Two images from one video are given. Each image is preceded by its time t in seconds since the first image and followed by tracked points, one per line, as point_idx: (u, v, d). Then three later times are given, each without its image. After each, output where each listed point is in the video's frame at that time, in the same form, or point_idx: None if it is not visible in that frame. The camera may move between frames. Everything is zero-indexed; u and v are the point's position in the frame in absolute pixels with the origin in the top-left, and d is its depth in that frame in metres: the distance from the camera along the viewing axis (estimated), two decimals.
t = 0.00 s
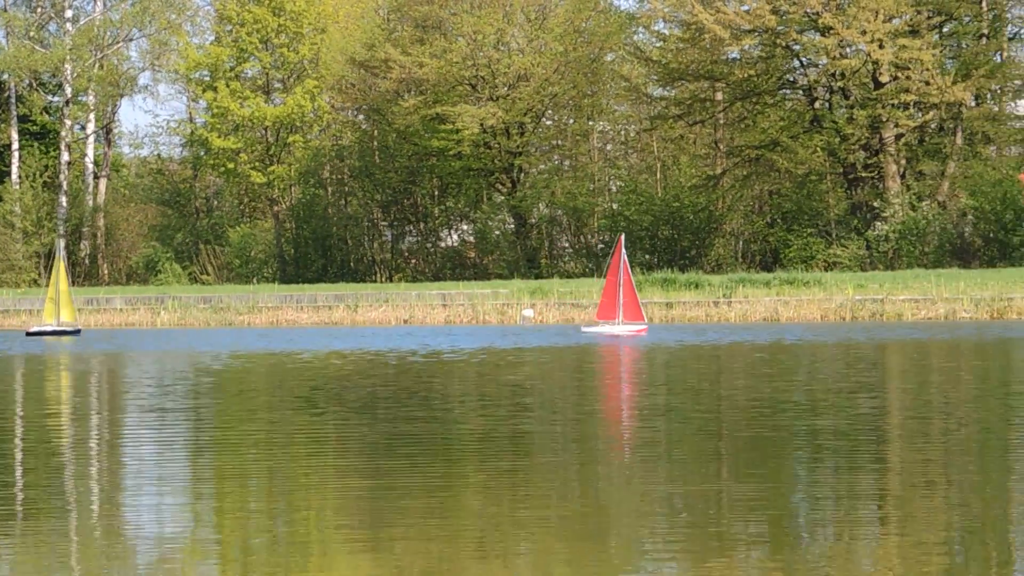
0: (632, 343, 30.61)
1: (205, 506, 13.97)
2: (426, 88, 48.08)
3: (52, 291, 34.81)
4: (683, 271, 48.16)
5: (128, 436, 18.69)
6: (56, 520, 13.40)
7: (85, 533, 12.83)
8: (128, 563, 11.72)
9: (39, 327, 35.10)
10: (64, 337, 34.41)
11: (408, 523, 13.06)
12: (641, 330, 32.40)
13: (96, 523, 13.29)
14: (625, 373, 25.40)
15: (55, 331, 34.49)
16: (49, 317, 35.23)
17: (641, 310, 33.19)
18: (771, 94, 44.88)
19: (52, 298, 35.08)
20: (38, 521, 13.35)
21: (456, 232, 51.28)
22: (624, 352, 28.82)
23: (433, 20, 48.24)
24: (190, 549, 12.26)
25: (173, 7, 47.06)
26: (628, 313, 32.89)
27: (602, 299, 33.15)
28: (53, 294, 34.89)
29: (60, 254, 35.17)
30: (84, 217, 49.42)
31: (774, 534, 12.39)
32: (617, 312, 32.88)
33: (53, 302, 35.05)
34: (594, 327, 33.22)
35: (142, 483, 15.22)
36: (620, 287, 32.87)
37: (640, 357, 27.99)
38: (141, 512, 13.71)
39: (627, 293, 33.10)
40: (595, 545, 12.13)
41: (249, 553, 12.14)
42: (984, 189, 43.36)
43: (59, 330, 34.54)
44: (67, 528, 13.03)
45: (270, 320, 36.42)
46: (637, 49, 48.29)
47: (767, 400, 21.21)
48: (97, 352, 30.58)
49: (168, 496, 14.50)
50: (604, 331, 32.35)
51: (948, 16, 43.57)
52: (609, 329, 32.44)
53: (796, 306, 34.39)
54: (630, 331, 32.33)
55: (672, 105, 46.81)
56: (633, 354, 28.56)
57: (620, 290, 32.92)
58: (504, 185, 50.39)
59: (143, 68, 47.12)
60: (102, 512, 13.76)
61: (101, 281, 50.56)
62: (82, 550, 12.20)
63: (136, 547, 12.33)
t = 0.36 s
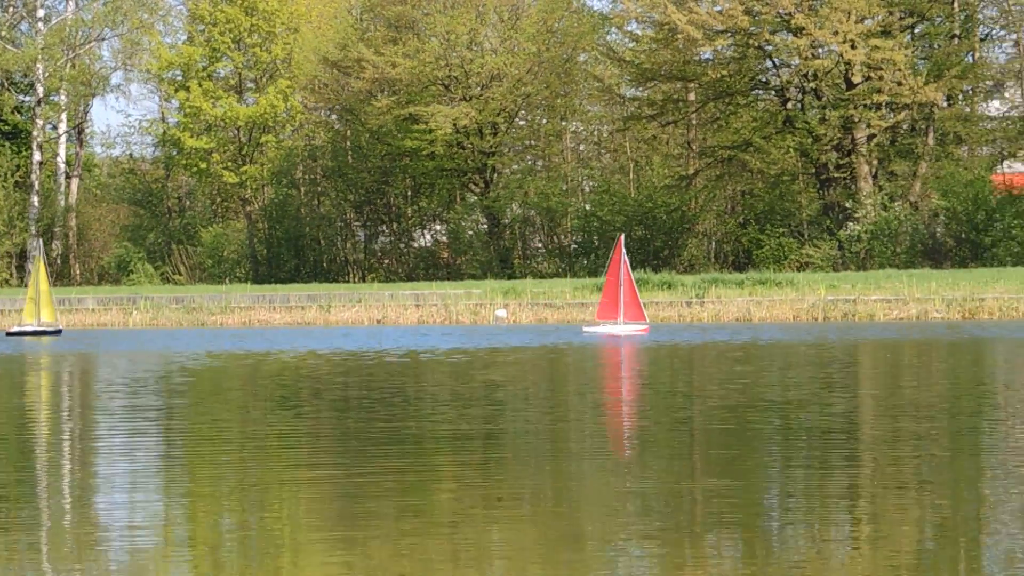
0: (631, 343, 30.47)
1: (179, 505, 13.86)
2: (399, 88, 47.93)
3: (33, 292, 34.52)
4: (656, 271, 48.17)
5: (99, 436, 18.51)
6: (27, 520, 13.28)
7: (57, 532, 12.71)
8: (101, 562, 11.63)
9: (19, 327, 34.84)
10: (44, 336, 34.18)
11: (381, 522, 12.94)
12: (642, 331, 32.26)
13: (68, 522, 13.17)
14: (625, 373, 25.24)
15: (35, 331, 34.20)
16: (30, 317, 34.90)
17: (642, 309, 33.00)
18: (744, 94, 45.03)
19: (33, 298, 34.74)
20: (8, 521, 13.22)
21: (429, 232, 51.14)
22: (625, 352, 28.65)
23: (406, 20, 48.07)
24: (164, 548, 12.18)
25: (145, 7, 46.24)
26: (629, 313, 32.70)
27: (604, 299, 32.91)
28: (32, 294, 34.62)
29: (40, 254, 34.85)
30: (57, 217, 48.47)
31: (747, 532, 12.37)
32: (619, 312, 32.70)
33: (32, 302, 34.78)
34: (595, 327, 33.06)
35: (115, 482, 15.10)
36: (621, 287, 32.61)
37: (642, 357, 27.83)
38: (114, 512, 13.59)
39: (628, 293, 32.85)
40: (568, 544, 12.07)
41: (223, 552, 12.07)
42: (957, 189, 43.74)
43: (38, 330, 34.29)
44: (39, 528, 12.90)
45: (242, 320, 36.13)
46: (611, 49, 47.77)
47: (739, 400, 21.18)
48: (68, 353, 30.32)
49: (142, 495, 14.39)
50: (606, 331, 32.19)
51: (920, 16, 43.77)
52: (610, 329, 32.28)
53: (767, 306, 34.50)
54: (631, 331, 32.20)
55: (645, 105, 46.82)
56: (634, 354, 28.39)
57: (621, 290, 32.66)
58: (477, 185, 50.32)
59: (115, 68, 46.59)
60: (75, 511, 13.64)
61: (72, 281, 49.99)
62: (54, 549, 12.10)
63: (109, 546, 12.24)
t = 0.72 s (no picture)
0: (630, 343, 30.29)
1: (153, 505, 13.74)
2: (373, 88, 47.82)
3: (15, 292, 34.32)
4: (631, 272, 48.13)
5: (73, 436, 18.34)
6: None
7: (30, 533, 12.59)
8: (74, 562, 11.52)
9: (1, 328, 34.62)
10: (27, 336, 33.96)
11: (356, 522, 12.84)
12: (645, 331, 32.09)
13: (41, 522, 13.04)
14: (627, 373, 25.02)
15: (18, 332, 33.98)
16: (12, 317, 34.64)
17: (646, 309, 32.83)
18: (718, 95, 44.95)
19: (19, 299, 34.46)
20: None
21: (403, 233, 50.97)
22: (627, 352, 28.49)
23: (380, 20, 47.88)
24: (137, 548, 12.08)
25: (119, 6, 46.14)
26: (632, 313, 32.60)
27: (607, 298, 32.88)
28: (15, 294, 34.43)
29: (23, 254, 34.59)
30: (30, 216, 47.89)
31: (722, 531, 12.31)
32: (621, 312, 32.65)
33: (15, 302, 34.60)
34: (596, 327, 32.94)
35: (88, 482, 14.96)
36: (623, 286, 32.51)
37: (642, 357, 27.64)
38: (87, 512, 13.47)
39: (631, 292, 32.74)
40: (543, 544, 11.98)
41: (196, 551, 11.96)
42: (931, 190, 43.74)
43: (20, 330, 34.08)
44: (11, 528, 12.77)
45: (216, 320, 35.90)
46: (584, 50, 47.93)
47: (713, 399, 21.13)
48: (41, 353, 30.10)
49: (115, 495, 14.27)
50: (608, 331, 32.06)
51: (893, 16, 43.95)
52: (612, 329, 32.19)
53: (741, 306, 34.52)
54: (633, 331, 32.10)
55: (619, 106, 46.68)
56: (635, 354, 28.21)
57: (623, 289, 32.62)
58: (451, 185, 50.21)
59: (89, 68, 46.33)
60: (47, 511, 13.50)
61: (46, 281, 50.00)
62: (27, 549, 11.97)
63: (82, 546, 12.12)
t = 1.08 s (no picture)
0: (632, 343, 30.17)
1: (127, 506, 13.61)
2: (348, 88, 47.87)
3: None
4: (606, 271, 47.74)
5: (47, 436, 18.16)
6: None
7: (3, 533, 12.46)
8: (46, 563, 11.40)
9: None
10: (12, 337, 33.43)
11: (330, 522, 12.76)
12: (647, 331, 32.05)
13: (14, 523, 12.91)
14: (630, 373, 24.87)
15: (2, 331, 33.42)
16: None
17: (648, 310, 32.83)
18: (693, 95, 44.96)
19: None
20: None
21: (378, 233, 50.74)
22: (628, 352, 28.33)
23: (355, 20, 47.67)
24: (111, 548, 11.95)
25: (92, 6, 48.11)
26: (635, 313, 32.52)
27: (609, 298, 32.72)
28: None
29: (4, 254, 34.32)
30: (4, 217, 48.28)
31: (698, 531, 12.25)
32: (624, 311, 32.46)
33: None
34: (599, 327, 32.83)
35: (62, 483, 14.81)
36: (626, 286, 32.50)
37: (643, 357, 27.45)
38: (60, 512, 13.34)
39: (633, 292, 32.73)
40: (518, 544, 11.89)
41: (170, 552, 11.85)
42: (904, 192, 43.73)
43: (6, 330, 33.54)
44: None
45: (191, 320, 35.69)
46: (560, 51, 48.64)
47: (689, 399, 21.07)
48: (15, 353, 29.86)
49: (89, 495, 14.13)
50: (611, 331, 31.96)
51: (868, 17, 44.03)
52: (615, 329, 31.99)
53: (717, 306, 34.48)
54: (636, 330, 31.99)
55: (594, 107, 46.51)
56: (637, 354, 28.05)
57: (626, 290, 32.57)
58: (426, 185, 50.29)
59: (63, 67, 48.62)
60: (20, 512, 13.37)
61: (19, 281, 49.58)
62: None
63: (56, 546, 12.00)
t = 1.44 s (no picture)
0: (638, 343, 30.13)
1: (103, 506, 13.54)
2: (326, 88, 47.58)
3: None
4: (583, 272, 47.95)
5: (22, 436, 18.04)
6: None
7: None
8: (21, 563, 11.33)
9: None
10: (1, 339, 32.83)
11: (307, 522, 12.71)
12: (653, 331, 32.05)
13: None
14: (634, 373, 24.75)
15: None
16: None
17: (652, 310, 32.81)
18: (671, 95, 44.92)
19: None
20: None
21: (355, 233, 50.67)
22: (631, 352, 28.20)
23: (332, 20, 47.57)
24: (87, 548, 11.88)
25: (68, 6, 47.86)
26: (639, 313, 32.47)
27: (614, 298, 32.60)
28: None
29: None
30: None
31: (675, 530, 12.26)
32: (628, 311, 32.39)
33: None
34: (603, 327, 32.74)
35: (38, 482, 14.72)
36: (630, 287, 32.43)
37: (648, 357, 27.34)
38: (36, 512, 13.26)
39: (637, 292, 32.65)
40: (496, 544, 11.86)
41: (147, 551, 11.80)
42: (880, 191, 43.97)
43: None
44: None
45: (167, 321, 35.51)
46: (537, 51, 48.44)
47: (666, 399, 21.07)
48: None
49: (65, 495, 14.05)
50: (616, 330, 31.91)
51: (844, 18, 44.19)
52: (620, 329, 31.95)
53: (693, 306, 34.54)
54: (642, 330, 31.98)
55: (571, 108, 46.53)
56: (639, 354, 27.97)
57: (630, 290, 32.47)
58: (403, 185, 49.88)
59: (38, 66, 48.40)
60: None
61: None
62: None
63: (32, 546, 11.93)
